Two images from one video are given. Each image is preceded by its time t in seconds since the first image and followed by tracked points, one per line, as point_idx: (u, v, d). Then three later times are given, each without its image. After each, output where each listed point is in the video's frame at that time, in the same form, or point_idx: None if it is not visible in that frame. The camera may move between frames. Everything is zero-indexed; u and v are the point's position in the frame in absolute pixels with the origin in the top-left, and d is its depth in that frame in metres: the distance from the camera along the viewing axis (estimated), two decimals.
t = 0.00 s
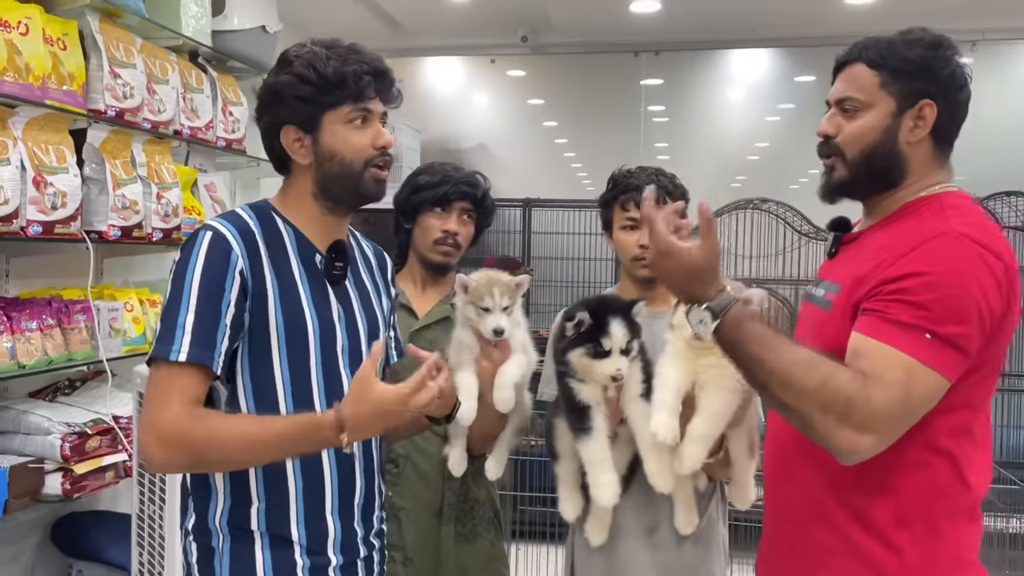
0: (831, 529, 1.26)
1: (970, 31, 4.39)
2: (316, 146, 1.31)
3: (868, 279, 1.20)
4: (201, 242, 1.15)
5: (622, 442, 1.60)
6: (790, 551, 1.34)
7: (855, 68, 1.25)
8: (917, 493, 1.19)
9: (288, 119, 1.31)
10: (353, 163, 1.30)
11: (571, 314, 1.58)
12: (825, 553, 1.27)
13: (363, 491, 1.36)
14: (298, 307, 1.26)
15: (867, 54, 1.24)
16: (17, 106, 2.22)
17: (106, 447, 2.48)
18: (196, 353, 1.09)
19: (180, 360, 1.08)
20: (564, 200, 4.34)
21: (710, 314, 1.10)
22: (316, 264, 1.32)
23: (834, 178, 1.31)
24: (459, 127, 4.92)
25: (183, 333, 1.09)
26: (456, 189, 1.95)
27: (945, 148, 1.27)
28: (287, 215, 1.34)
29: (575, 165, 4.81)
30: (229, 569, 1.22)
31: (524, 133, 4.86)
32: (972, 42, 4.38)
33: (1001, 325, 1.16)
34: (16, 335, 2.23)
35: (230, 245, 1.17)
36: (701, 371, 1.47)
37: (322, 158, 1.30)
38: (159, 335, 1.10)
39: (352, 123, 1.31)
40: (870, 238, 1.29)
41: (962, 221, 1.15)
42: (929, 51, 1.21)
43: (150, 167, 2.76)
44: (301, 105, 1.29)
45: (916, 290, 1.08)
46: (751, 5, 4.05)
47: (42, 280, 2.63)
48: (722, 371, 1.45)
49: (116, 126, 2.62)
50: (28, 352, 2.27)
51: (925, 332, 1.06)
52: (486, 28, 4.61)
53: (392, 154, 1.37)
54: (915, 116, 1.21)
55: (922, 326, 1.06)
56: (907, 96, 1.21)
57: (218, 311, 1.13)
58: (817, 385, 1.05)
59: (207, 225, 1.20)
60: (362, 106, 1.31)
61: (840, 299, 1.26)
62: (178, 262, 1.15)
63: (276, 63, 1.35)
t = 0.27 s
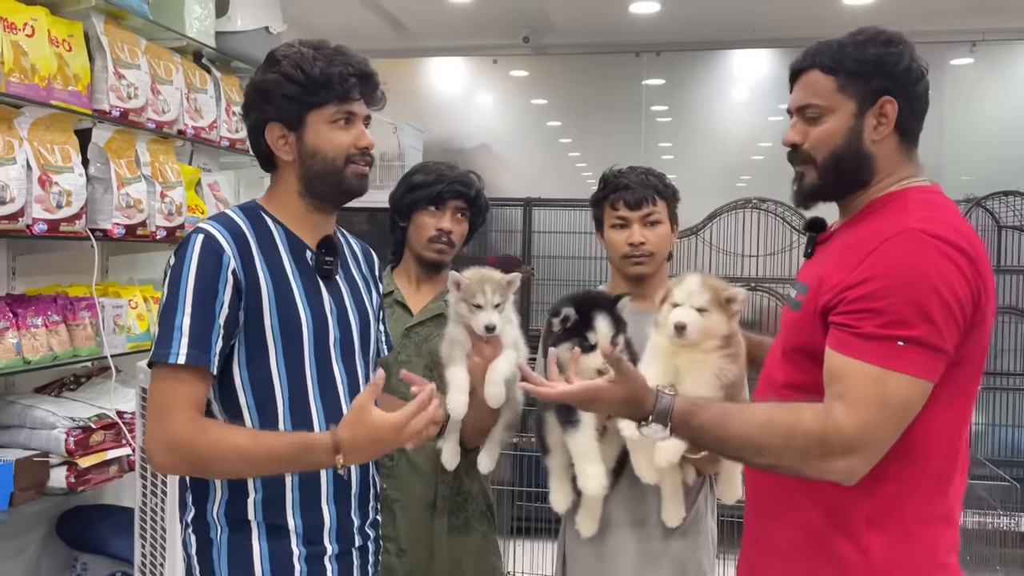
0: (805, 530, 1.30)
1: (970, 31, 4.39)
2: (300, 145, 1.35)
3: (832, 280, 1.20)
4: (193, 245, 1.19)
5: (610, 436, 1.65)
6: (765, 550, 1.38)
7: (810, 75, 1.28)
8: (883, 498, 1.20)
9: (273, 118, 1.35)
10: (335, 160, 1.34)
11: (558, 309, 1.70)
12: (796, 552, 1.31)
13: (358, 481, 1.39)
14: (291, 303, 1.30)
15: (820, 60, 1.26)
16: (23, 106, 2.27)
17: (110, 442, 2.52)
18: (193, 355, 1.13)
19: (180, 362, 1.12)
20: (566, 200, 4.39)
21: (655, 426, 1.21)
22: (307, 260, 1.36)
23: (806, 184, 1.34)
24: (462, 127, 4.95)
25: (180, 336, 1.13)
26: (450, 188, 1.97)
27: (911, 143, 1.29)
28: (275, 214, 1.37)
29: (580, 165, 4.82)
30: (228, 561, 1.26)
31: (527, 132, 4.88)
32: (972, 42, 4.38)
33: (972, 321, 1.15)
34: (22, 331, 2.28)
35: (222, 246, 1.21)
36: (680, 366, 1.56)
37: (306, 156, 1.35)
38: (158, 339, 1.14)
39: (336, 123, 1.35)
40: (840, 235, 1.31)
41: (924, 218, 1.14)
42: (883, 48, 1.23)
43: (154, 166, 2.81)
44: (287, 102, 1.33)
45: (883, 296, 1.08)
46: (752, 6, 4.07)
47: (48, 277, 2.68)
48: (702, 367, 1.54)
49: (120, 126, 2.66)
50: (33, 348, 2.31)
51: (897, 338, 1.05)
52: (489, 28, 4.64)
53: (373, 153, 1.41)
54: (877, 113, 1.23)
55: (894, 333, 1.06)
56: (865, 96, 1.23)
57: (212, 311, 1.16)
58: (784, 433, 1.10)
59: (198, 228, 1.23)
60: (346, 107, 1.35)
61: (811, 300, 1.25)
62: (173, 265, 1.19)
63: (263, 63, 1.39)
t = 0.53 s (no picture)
0: (787, 522, 1.34)
1: (970, 31, 4.40)
2: (280, 139, 1.42)
3: (809, 279, 1.22)
4: (202, 240, 1.22)
5: (604, 429, 1.76)
6: (747, 539, 1.42)
7: (791, 73, 1.31)
8: (857, 490, 1.24)
9: (257, 114, 1.42)
10: (311, 154, 1.40)
11: (550, 304, 1.84)
12: (776, 541, 1.36)
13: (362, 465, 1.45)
14: (299, 294, 1.33)
15: (801, 59, 1.30)
16: (32, 107, 2.32)
17: (117, 436, 2.57)
18: (215, 353, 1.19)
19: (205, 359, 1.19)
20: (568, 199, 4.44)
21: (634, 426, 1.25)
22: (307, 252, 1.41)
23: (785, 181, 1.37)
24: (466, 126, 4.98)
25: (201, 334, 1.19)
26: (448, 187, 2.01)
27: (891, 142, 1.32)
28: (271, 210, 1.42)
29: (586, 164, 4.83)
30: (245, 549, 1.28)
31: (531, 132, 4.90)
32: (973, 42, 4.39)
33: (947, 321, 1.17)
34: (30, 327, 2.33)
35: (232, 241, 1.24)
36: (671, 356, 1.73)
37: (285, 149, 1.41)
38: (180, 339, 1.20)
39: (315, 120, 1.41)
40: (823, 232, 1.34)
41: (899, 220, 1.17)
42: (863, 49, 1.26)
43: (160, 166, 2.85)
44: (268, 100, 1.40)
45: (855, 299, 1.11)
46: (753, 5, 4.09)
47: (56, 275, 2.73)
48: (690, 358, 1.71)
49: (127, 126, 2.71)
50: (42, 344, 2.36)
51: (868, 341, 1.08)
52: (492, 29, 4.69)
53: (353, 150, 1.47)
54: (856, 113, 1.27)
55: (866, 336, 1.08)
56: (846, 97, 1.27)
57: (227, 310, 1.21)
58: (754, 434, 1.13)
59: (205, 225, 1.26)
60: (324, 105, 1.42)
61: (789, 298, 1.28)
62: (186, 262, 1.22)
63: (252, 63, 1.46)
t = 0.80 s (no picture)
0: (776, 513, 1.37)
1: (973, 29, 4.40)
2: (284, 141, 1.44)
3: (795, 275, 1.25)
4: (195, 242, 1.26)
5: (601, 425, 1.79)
6: (737, 528, 1.45)
7: (786, 70, 1.32)
8: (840, 479, 1.27)
9: (261, 117, 1.45)
10: (316, 154, 1.43)
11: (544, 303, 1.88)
12: (764, 529, 1.39)
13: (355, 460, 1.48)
14: (293, 293, 1.36)
15: (794, 58, 1.31)
16: (41, 108, 2.36)
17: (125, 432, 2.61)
18: (184, 349, 1.23)
19: (171, 354, 1.23)
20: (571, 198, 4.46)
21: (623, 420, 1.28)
22: (305, 253, 1.43)
23: (779, 179, 1.39)
24: (471, 126, 5.00)
25: (176, 332, 1.23)
26: (449, 186, 2.03)
27: (882, 141, 1.34)
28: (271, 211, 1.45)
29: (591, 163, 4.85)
30: (241, 539, 1.31)
31: (536, 131, 4.92)
32: (975, 41, 4.39)
33: (928, 317, 1.19)
34: (40, 324, 2.37)
35: (222, 243, 1.27)
36: (666, 351, 1.76)
37: (290, 150, 1.44)
38: (154, 332, 1.24)
39: (319, 122, 1.44)
40: (812, 228, 1.35)
41: (883, 218, 1.18)
42: (855, 49, 1.28)
43: (167, 166, 2.89)
44: (272, 101, 1.43)
45: (836, 296, 1.13)
46: (756, 5, 4.10)
47: (65, 274, 2.78)
48: (686, 351, 1.73)
49: (134, 127, 2.75)
50: (51, 341, 2.40)
51: (849, 337, 1.11)
52: (496, 30, 4.72)
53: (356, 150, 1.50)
54: (846, 112, 1.29)
55: (847, 333, 1.11)
56: (836, 95, 1.28)
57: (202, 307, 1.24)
58: (733, 428, 1.17)
59: (201, 226, 1.29)
60: (327, 107, 1.45)
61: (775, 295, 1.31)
62: (172, 260, 1.25)
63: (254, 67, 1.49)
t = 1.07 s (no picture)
0: (772, 501, 1.38)
1: (976, 27, 4.40)
2: (283, 143, 1.46)
3: (790, 268, 1.27)
4: (190, 247, 1.28)
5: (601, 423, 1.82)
6: (738, 520, 1.47)
7: (783, 69, 1.35)
8: (836, 469, 1.28)
9: (260, 117, 1.46)
10: (313, 157, 1.45)
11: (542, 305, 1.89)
12: (764, 522, 1.40)
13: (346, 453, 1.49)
14: (286, 292, 1.38)
15: (792, 57, 1.34)
16: (49, 110, 2.39)
17: (132, 430, 2.64)
18: (198, 354, 1.26)
19: (186, 360, 1.26)
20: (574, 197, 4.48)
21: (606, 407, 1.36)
22: (297, 252, 1.45)
23: (778, 176, 1.42)
24: (476, 126, 5.02)
25: (185, 336, 1.26)
26: (450, 186, 2.05)
27: (876, 141, 1.35)
28: (264, 211, 1.47)
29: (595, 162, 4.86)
30: (229, 526, 1.35)
31: (540, 131, 4.94)
32: (978, 39, 4.39)
33: (917, 311, 1.22)
34: (48, 324, 2.40)
35: (218, 247, 1.30)
36: (663, 346, 1.78)
37: (288, 152, 1.46)
38: (165, 339, 1.27)
39: (317, 126, 1.47)
40: (808, 224, 1.37)
41: (875, 214, 1.20)
42: (847, 50, 1.29)
43: (173, 167, 2.92)
44: (272, 104, 1.45)
45: (827, 288, 1.16)
46: (759, 5, 4.11)
47: (72, 274, 2.81)
48: (683, 348, 1.75)
49: (140, 128, 2.77)
50: (59, 340, 2.43)
51: (834, 328, 1.14)
52: (499, 31, 4.74)
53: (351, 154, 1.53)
54: (838, 111, 1.30)
55: (832, 323, 1.14)
56: (829, 93, 1.30)
57: (210, 314, 1.27)
58: (714, 412, 1.21)
59: (195, 230, 1.31)
60: (326, 111, 1.47)
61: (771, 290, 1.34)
62: (174, 264, 1.28)
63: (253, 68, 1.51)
